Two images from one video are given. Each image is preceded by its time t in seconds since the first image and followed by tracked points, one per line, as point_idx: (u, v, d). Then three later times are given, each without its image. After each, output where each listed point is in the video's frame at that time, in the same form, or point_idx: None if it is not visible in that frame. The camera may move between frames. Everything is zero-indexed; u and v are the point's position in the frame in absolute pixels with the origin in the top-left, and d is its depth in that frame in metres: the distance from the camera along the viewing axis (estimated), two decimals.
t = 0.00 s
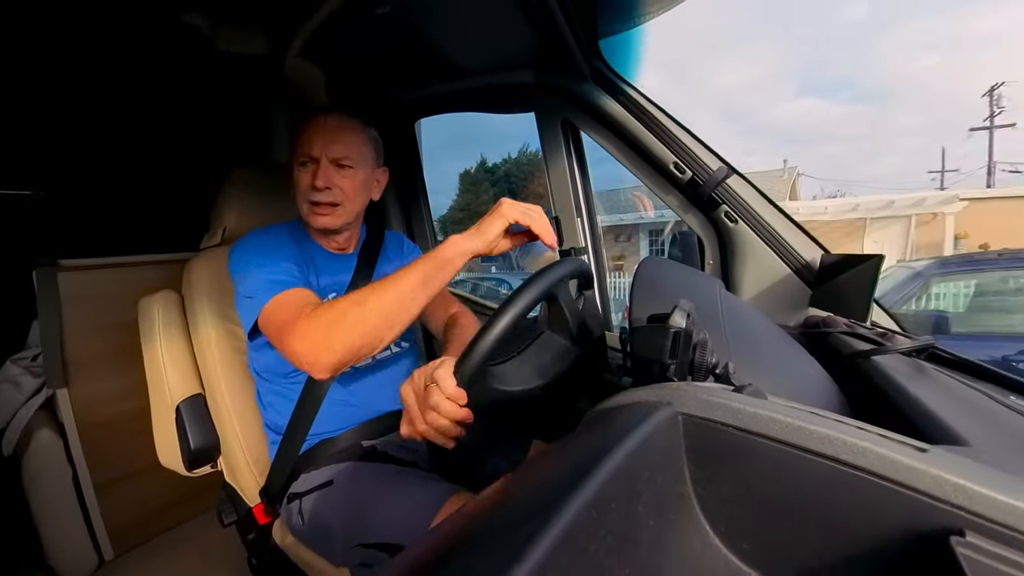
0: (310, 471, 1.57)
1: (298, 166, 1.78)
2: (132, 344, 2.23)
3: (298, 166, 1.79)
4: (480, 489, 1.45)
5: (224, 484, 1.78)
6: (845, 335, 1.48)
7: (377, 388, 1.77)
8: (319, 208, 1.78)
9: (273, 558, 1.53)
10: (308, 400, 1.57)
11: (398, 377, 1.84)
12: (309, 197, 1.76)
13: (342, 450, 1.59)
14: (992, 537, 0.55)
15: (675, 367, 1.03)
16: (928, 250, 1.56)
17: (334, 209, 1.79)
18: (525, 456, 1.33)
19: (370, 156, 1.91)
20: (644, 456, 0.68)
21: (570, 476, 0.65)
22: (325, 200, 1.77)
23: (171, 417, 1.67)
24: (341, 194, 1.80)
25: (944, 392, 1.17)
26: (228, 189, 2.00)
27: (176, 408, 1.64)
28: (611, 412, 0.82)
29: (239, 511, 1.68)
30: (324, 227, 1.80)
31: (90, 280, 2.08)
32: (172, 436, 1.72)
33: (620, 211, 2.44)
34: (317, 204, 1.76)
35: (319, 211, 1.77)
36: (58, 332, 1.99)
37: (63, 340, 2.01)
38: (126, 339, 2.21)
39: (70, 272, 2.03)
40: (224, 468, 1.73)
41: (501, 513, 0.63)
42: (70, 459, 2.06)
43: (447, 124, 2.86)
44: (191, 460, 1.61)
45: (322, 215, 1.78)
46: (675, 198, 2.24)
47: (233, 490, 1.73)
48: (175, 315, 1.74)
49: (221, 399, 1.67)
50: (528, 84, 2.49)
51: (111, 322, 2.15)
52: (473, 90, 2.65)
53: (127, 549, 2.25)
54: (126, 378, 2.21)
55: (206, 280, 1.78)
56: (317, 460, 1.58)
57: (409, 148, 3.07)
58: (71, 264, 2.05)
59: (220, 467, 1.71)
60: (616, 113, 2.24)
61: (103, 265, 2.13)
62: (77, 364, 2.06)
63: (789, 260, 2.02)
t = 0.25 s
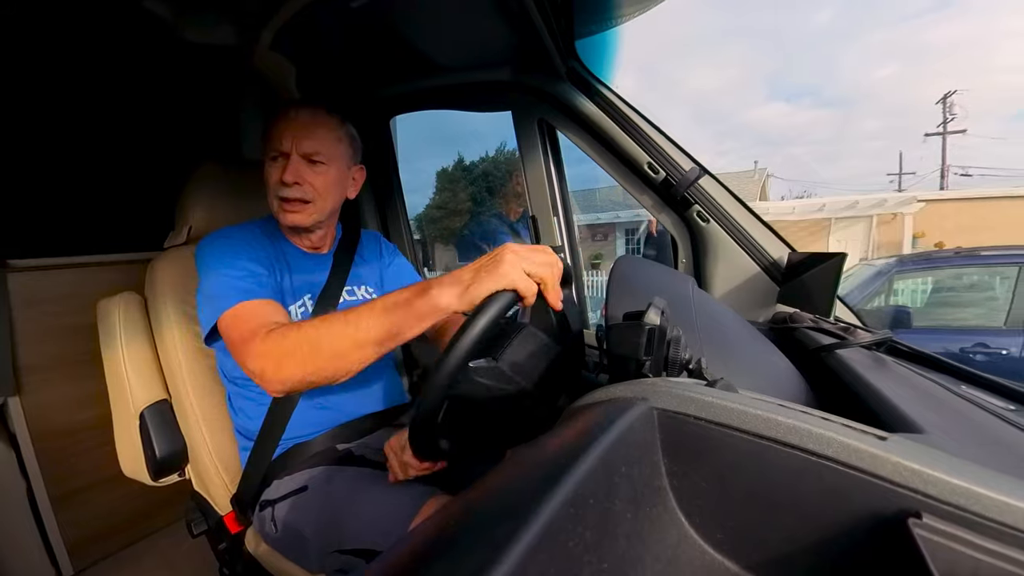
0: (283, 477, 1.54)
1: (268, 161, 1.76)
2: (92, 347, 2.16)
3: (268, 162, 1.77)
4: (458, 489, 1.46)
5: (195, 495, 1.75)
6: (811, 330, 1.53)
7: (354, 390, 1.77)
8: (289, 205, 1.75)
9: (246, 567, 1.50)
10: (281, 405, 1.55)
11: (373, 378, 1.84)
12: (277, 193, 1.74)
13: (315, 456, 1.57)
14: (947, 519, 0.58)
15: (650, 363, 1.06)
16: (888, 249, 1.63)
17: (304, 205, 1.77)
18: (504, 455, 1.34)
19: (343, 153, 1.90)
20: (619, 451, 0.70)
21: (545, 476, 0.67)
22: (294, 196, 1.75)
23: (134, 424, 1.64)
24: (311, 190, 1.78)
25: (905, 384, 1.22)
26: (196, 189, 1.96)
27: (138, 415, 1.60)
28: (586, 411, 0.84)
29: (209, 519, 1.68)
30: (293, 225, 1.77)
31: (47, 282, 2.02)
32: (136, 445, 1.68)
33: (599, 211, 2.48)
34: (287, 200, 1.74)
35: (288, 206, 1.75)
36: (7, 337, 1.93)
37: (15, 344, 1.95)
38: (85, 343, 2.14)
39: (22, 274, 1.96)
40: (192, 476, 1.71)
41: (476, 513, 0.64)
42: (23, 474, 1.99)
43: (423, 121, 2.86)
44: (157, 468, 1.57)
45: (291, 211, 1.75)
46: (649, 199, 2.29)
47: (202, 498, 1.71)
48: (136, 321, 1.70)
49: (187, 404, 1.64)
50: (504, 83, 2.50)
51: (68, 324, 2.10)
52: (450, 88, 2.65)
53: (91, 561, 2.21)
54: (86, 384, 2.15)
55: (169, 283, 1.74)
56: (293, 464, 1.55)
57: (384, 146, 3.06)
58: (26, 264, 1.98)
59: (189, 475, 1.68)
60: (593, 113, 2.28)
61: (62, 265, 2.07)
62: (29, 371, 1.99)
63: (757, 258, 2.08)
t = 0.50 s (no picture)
0: (282, 477, 1.54)
1: (265, 161, 1.76)
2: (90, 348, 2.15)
3: (265, 162, 1.77)
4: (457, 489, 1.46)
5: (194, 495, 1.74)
6: (811, 331, 1.53)
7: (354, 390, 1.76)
8: (285, 205, 1.74)
9: (246, 567, 1.50)
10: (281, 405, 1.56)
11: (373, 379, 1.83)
12: (273, 192, 1.74)
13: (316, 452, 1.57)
14: (945, 518, 0.58)
15: (650, 363, 1.06)
16: (890, 249, 1.59)
17: (300, 204, 1.76)
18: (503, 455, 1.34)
19: (341, 153, 1.89)
20: (618, 450, 0.70)
21: (545, 476, 0.67)
22: (290, 195, 1.74)
23: (133, 425, 1.64)
24: (307, 189, 1.77)
25: (903, 383, 1.23)
26: (195, 189, 1.96)
27: (139, 415, 1.60)
28: (586, 410, 0.84)
29: (209, 520, 1.68)
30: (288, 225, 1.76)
31: (44, 283, 2.01)
32: (136, 445, 1.68)
33: (599, 211, 2.48)
34: (282, 199, 1.73)
35: (284, 206, 1.74)
36: (6, 338, 1.93)
37: (13, 345, 1.95)
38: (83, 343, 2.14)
39: (22, 274, 1.96)
40: (192, 476, 1.71)
41: (476, 511, 0.64)
42: (22, 474, 1.99)
43: (422, 121, 2.86)
44: (156, 469, 1.57)
45: (286, 212, 1.74)
46: (648, 198, 2.30)
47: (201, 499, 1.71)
48: (136, 322, 1.70)
49: (186, 404, 1.64)
50: (503, 83, 2.50)
51: (66, 325, 2.09)
52: (449, 87, 2.65)
53: (92, 562, 2.21)
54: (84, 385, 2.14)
55: (170, 283, 1.74)
56: (292, 463, 1.55)
57: (383, 146, 3.06)
58: (25, 264, 1.98)
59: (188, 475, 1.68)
60: (592, 113, 2.28)
61: (61, 265, 2.06)
62: (28, 371, 1.99)
63: (756, 257, 2.08)
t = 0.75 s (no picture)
0: (281, 477, 1.54)
1: (263, 161, 1.76)
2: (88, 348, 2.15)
3: (262, 161, 1.77)
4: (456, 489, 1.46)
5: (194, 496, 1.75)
6: (810, 331, 1.53)
7: (353, 390, 1.76)
8: (283, 204, 1.74)
9: (245, 567, 1.50)
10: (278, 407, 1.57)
11: (372, 380, 1.83)
12: (271, 192, 1.74)
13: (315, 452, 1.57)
14: (945, 518, 0.59)
15: (649, 363, 1.06)
16: (896, 249, 1.58)
17: (299, 204, 1.76)
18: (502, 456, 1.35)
19: (339, 152, 1.90)
20: (618, 450, 0.70)
21: (546, 476, 0.66)
22: (288, 195, 1.74)
23: (132, 425, 1.64)
24: (304, 189, 1.77)
25: (902, 383, 1.23)
26: (194, 189, 1.96)
27: (138, 416, 1.60)
28: (585, 410, 0.84)
29: (207, 521, 1.68)
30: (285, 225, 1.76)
31: (43, 282, 2.01)
32: (134, 446, 1.67)
33: (603, 211, 2.49)
34: (280, 198, 1.73)
35: (281, 205, 1.74)
36: (6, 338, 1.93)
37: (12, 344, 1.95)
38: (82, 343, 2.13)
39: (20, 274, 1.96)
40: (190, 477, 1.71)
41: (476, 512, 0.63)
42: (21, 474, 1.98)
43: (422, 121, 2.86)
44: (155, 469, 1.57)
45: (284, 211, 1.74)
46: (647, 198, 2.30)
47: (201, 499, 1.71)
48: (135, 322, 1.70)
49: (185, 405, 1.64)
50: (503, 83, 2.50)
51: (64, 326, 2.08)
52: (448, 87, 2.65)
53: (91, 562, 2.21)
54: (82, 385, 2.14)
55: (169, 283, 1.74)
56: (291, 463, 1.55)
57: (382, 147, 3.06)
58: (23, 264, 1.97)
59: (188, 477, 1.68)
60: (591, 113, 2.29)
61: (61, 265, 2.06)
62: (26, 371, 1.99)
63: (756, 258, 2.08)
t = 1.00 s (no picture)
0: (281, 477, 1.54)
1: (261, 161, 1.76)
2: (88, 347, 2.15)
3: (260, 161, 1.77)
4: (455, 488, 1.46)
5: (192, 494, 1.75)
6: (808, 330, 1.54)
7: (353, 389, 1.76)
8: (282, 205, 1.74)
9: (245, 567, 1.50)
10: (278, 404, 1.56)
11: (371, 378, 1.84)
12: (270, 192, 1.74)
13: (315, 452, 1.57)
14: (944, 518, 0.59)
15: (648, 363, 1.06)
16: (901, 250, 1.52)
17: (298, 204, 1.76)
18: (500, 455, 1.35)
19: (336, 152, 1.90)
20: (617, 450, 0.70)
21: (545, 475, 0.66)
22: (287, 195, 1.74)
23: (131, 425, 1.64)
24: (303, 189, 1.77)
25: (900, 382, 1.23)
26: (193, 189, 1.96)
27: (137, 415, 1.60)
28: (584, 410, 0.84)
29: (206, 521, 1.68)
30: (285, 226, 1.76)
31: (42, 283, 2.01)
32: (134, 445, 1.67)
33: (605, 210, 2.49)
34: (279, 199, 1.73)
35: (281, 206, 1.74)
36: (5, 338, 1.93)
37: (11, 345, 1.95)
38: (81, 343, 2.13)
39: (19, 274, 1.95)
40: (189, 477, 1.70)
41: (475, 512, 0.63)
42: (21, 474, 1.98)
43: (420, 122, 2.86)
44: (154, 469, 1.57)
45: (283, 211, 1.74)
46: (647, 198, 2.31)
47: (200, 499, 1.71)
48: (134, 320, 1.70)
49: (184, 405, 1.64)
50: (503, 83, 2.50)
51: (65, 326, 2.08)
52: (447, 87, 2.65)
53: (91, 562, 2.21)
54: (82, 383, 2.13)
55: (168, 283, 1.74)
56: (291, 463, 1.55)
57: (381, 147, 3.06)
58: (22, 265, 1.97)
59: (186, 476, 1.68)
60: (589, 113, 2.29)
61: (61, 265, 2.06)
62: (26, 371, 1.99)
63: (755, 257, 2.09)
